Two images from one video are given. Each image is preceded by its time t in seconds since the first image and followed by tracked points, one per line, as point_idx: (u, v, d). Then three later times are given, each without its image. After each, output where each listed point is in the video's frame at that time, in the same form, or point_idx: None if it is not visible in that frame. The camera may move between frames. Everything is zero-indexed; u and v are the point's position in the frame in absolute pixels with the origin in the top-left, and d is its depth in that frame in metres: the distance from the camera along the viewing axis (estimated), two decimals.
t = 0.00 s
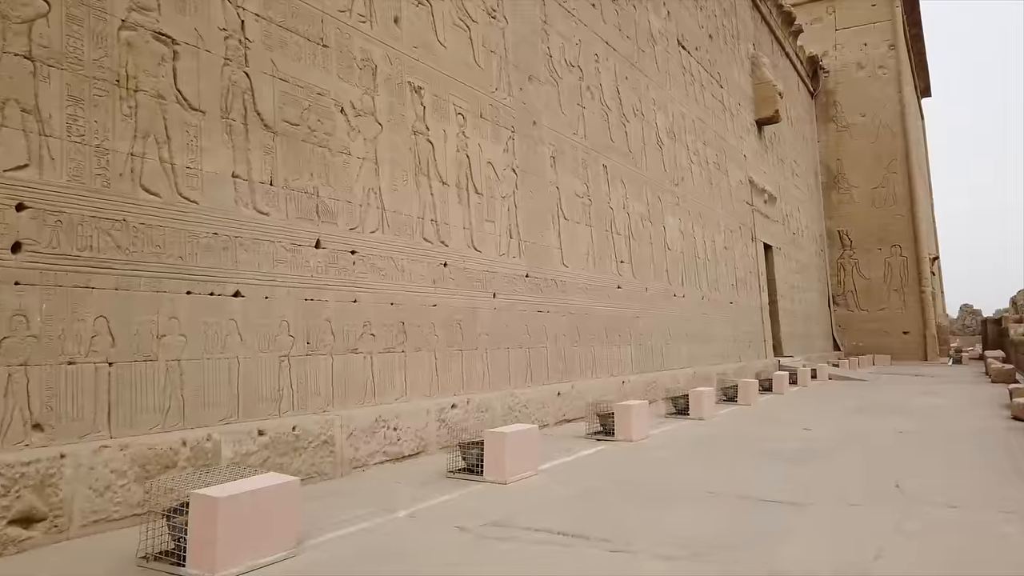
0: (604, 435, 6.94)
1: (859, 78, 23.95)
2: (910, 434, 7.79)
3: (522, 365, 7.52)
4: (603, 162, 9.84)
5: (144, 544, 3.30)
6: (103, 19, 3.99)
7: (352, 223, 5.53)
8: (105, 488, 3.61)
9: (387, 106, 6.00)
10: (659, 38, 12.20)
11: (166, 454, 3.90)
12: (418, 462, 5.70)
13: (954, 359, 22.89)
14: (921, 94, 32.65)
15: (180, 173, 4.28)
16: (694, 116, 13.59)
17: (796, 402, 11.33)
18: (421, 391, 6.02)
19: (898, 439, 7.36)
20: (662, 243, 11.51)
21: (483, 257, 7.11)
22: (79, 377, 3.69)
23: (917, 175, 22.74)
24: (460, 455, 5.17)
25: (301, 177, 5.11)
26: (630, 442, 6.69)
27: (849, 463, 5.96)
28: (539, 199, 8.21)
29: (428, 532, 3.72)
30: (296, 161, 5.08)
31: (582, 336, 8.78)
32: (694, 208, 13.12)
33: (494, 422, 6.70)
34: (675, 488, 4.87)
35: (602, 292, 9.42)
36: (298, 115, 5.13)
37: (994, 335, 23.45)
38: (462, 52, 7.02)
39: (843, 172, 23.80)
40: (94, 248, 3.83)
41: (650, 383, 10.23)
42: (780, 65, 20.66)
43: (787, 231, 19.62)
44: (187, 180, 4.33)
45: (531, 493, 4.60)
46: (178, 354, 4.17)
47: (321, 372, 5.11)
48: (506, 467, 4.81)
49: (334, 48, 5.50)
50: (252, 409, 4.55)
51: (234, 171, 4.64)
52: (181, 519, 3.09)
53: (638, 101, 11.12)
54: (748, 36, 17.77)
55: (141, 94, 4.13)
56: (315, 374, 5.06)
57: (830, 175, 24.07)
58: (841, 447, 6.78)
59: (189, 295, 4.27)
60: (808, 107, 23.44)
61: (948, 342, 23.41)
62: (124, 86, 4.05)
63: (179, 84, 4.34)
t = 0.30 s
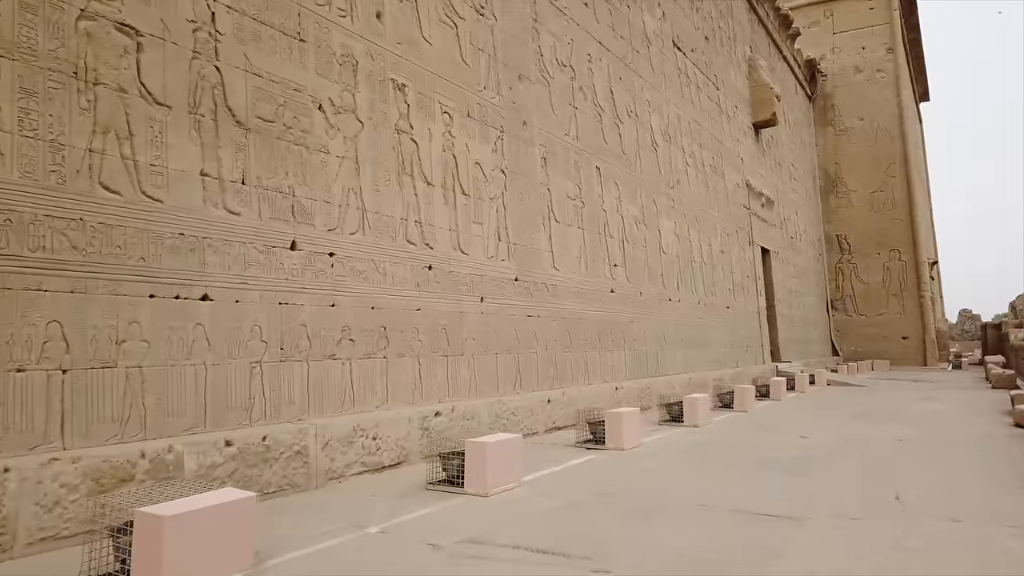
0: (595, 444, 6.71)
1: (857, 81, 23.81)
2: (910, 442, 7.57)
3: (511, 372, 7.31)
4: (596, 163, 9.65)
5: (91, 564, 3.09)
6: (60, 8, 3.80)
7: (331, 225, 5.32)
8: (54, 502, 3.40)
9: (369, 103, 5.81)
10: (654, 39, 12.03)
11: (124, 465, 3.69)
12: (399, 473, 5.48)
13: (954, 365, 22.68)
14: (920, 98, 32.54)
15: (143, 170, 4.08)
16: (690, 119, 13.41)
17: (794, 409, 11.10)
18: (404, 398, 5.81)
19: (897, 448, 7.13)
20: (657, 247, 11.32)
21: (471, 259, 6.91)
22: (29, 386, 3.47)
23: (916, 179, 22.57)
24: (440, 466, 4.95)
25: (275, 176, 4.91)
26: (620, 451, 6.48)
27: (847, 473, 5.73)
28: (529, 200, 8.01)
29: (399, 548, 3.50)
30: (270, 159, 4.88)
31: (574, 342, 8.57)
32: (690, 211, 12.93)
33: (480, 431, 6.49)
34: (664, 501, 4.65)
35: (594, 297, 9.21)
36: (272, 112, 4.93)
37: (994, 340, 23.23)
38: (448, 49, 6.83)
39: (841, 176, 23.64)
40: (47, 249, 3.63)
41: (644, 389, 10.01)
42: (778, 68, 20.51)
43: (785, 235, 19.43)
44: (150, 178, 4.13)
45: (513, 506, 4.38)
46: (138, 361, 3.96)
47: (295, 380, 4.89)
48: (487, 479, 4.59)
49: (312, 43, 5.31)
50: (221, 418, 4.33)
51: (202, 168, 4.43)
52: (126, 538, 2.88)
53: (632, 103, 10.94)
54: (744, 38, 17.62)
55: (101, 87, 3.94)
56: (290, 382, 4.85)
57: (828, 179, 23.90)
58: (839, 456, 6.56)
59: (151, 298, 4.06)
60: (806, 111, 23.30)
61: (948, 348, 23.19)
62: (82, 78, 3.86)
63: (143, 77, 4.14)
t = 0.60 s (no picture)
0: (586, 453, 6.47)
1: (856, 85, 23.66)
2: (912, 451, 7.32)
3: (500, 378, 7.07)
4: (590, 164, 9.44)
5: None
6: None
7: (309, 225, 5.09)
8: None
9: (350, 99, 5.59)
10: (650, 39, 11.84)
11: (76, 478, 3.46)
12: (379, 485, 5.23)
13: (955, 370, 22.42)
14: (920, 103, 32.41)
15: (102, 165, 3.86)
16: (687, 120, 13.22)
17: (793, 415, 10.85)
18: (386, 406, 5.56)
19: (898, 457, 6.88)
20: (652, 249, 11.10)
21: (458, 262, 6.68)
22: None
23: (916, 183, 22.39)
24: (421, 478, 4.70)
25: (249, 174, 4.68)
26: (612, 460, 6.24)
27: (847, 485, 5.48)
28: (520, 201, 7.78)
29: (369, 568, 3.27)
30: (243, 156, 4.66)
31: (567, 347, 8.34)
32: (687, 214, 12.72)
33: (467, 440, 6.24)
34: (653, 516, 4.40)
35: (588, 301, 8.98)
36: (245, 106, 4.71)
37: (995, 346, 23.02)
38: (435, 45, 6.63)
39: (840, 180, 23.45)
40: None
41: (640, 395, 9.77)
42: (776, 70, 20.35)
43: (783, 239, 19.22)
44: (110, 174, 3.90)
45: (495, 521, 4.14)
46: (96, 367, 3.73)
47: (268, 387, 4.65)
48: (469, 492, 4.35)
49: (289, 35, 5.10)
50: (187, 428, 4.10)
51: (168, 164, 4.20)
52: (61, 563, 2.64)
53: (627, 103, 10.74)
54: (742, 40, 17.45)
55: (57, 77, 3.73)
56: (262, 389, 4.61)
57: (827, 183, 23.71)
58: (839, 466, 6.31)
59: (110, 301, 3.84)
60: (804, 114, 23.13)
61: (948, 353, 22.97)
62: (36, 67, 3.65)
63: (104, 67, 3.93)
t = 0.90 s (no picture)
0: (573, 462, 6.22)
1: (854, 87, 23.50)
2: (911, 459, 7.09)
3: (486, 384, 6.83)
4: (582, 164, 9.22)
5: None
6: None
7: (279, 223, 4.85)
8: None
9: (326, 93, 5.37)
10: (644, 38, 11.65)
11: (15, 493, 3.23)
12: (353, 496, 4.98)
13: (955, 375, 22.17)
14: (918, 106, 32.26)
15: (50, 158, 3.64)
16: (682, 121, 13.01)
17: (791, 422, 10.60)
18: (363, 413, 5.32)
19: (896, 466, 6.64)
20: (647, 252, 10.87)
21: (442, 263, 6.44)
22: None
23: (915, 186, 22.21)
24: (394, 491, 4.45)
25: (215, 169, 4.45)
26: (600, 469, 5.99)
27: (843, 495, 5.25)
28: (508, 201, 7.56)
29: None
30: (209, 150, 4.43)
31: (556, 351, 8.10)
32: (682, 216, 12.50)
33: (449, 448, 6.00)
34: (638, 531, 4.16)
35: (579, 304, 8.75)
36: (211, 98, 4.49)
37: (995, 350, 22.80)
38: (417, 39, 6.42)
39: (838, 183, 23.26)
40: None
41: (632, 401, 9.52)
42: (773, 72, 20.16)
43: (781, 242, 19.00)
44: (59, 167, 3.68)
45: (470, 537, 3.89)
46: (40, 373, 3.50)
47: (234, 394, 4.41)
48: (442, 506, 4.11)
49: (259, 26, 4.89)
50: (143, 437, 3.86)
51: (125, 158, 3.98)
52: None
53: (620, 102, 10.53)
54: (739, 41, 17.28)
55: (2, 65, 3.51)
56: (227, 396, 4.36)
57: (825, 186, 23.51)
58: (835, 475, 6.07)
59: (59, 302, 3.61)
60: (802, 116, 22.95)
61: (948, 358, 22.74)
62: None
63: (54, 55, 3.71)
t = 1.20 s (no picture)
0: (558, 472, 5.98)
1: (851, 90, 23.33)
2: (909, 468, 6.84)
3: (469, 391, 6.59)
4: (572, 165, 9.01)
5: None
6: None
7: (247, 223, 4.62)
8: None
9: (299, 88, 5.16)
10: (637, 37, 11.46)
11: None
12: (325, 509, 4.74)
13: (954, 379, 21.97)
14: (915, 108, 32.13)
15: None
16: (676, 122, 12.82)
17: (787, 428, 10.36)
18: (337, 423, 5.08)
19: (893, 475, 6.39)
20: (639, 255, 10.65)
21: (423, 265, 6.22)
22: None
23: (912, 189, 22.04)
24: (364, 506, 4.21)
25: (176, 166, 4.24)
26: (586, 480, 5.76)
27: (840, 507, 5.01)
28: (493, 202, 7.33)
29: None
30: (169, 145, 4.22)
31: (544, 357, 7.87)
32: (677, 219, 12.29)
33: (429, 458, 5.76)
34: (621, 548, 3.91)
35: (569, 308, 8.52)
36: (172, 91, 4.27)
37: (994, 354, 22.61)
38: (397, 34, 6.21)
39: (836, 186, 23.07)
40: None
41: (624, 408, 9.29)
42: (770, 74, 19.99)
43: (778, 246, 18.80)
44: (1, 162, 3.46)
45: (441, 555, 3.65)
46: None
47: (195, 403, 4.17)
48: (413, 521, 3.87)
49: (226, 16, 4.68)
50: (93, 449, 3.63)
51: (74, 153, 3.76)
52: None
53: (612, 102, 10.33)
54: (734, 43, 17.10)
55: None
56: (188, 405, 4.13)
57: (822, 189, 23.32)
58: (830, 487, 5.81)
59: None
60: (799, 119, 22.78)
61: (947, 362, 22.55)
62: None
63: None
